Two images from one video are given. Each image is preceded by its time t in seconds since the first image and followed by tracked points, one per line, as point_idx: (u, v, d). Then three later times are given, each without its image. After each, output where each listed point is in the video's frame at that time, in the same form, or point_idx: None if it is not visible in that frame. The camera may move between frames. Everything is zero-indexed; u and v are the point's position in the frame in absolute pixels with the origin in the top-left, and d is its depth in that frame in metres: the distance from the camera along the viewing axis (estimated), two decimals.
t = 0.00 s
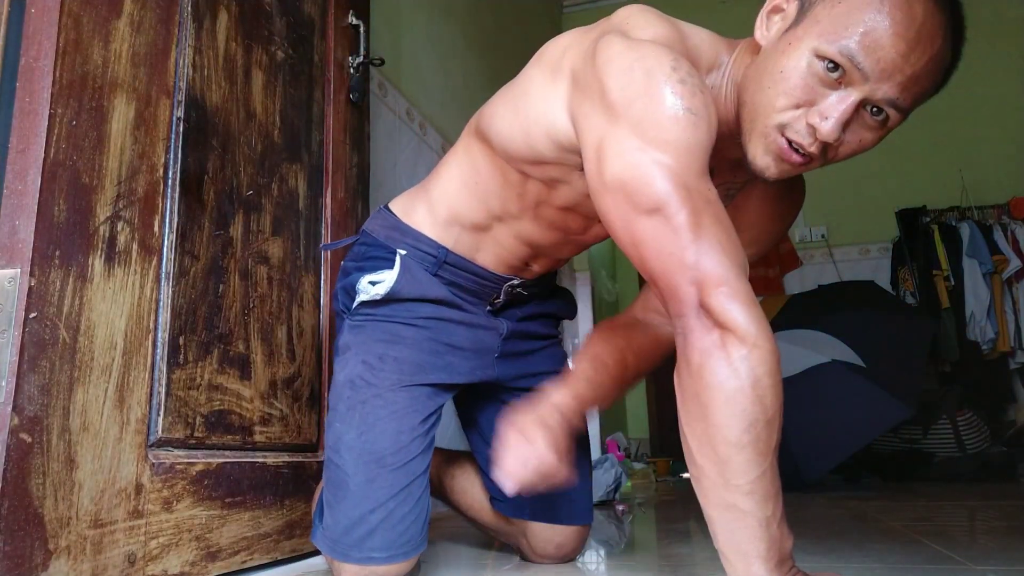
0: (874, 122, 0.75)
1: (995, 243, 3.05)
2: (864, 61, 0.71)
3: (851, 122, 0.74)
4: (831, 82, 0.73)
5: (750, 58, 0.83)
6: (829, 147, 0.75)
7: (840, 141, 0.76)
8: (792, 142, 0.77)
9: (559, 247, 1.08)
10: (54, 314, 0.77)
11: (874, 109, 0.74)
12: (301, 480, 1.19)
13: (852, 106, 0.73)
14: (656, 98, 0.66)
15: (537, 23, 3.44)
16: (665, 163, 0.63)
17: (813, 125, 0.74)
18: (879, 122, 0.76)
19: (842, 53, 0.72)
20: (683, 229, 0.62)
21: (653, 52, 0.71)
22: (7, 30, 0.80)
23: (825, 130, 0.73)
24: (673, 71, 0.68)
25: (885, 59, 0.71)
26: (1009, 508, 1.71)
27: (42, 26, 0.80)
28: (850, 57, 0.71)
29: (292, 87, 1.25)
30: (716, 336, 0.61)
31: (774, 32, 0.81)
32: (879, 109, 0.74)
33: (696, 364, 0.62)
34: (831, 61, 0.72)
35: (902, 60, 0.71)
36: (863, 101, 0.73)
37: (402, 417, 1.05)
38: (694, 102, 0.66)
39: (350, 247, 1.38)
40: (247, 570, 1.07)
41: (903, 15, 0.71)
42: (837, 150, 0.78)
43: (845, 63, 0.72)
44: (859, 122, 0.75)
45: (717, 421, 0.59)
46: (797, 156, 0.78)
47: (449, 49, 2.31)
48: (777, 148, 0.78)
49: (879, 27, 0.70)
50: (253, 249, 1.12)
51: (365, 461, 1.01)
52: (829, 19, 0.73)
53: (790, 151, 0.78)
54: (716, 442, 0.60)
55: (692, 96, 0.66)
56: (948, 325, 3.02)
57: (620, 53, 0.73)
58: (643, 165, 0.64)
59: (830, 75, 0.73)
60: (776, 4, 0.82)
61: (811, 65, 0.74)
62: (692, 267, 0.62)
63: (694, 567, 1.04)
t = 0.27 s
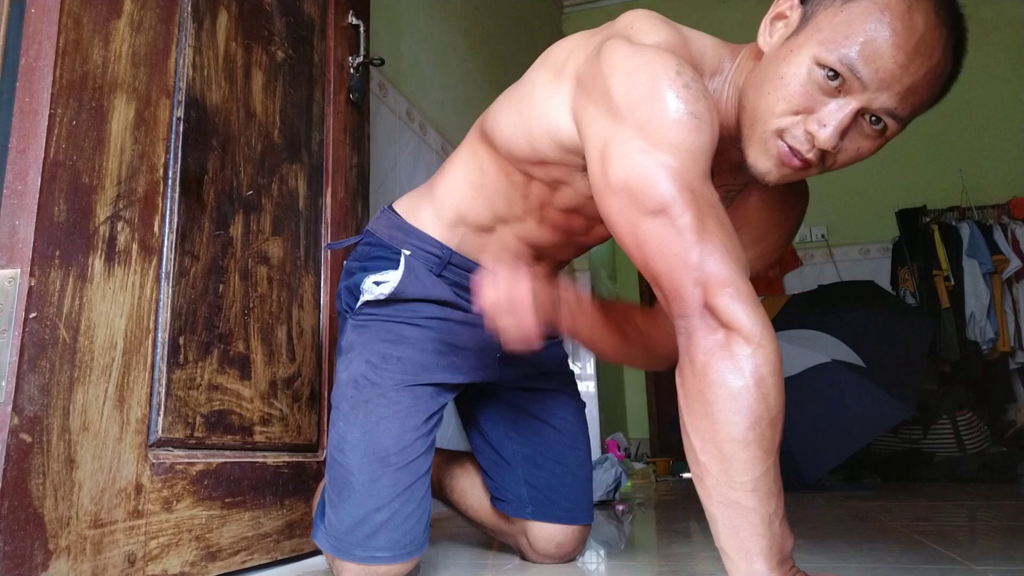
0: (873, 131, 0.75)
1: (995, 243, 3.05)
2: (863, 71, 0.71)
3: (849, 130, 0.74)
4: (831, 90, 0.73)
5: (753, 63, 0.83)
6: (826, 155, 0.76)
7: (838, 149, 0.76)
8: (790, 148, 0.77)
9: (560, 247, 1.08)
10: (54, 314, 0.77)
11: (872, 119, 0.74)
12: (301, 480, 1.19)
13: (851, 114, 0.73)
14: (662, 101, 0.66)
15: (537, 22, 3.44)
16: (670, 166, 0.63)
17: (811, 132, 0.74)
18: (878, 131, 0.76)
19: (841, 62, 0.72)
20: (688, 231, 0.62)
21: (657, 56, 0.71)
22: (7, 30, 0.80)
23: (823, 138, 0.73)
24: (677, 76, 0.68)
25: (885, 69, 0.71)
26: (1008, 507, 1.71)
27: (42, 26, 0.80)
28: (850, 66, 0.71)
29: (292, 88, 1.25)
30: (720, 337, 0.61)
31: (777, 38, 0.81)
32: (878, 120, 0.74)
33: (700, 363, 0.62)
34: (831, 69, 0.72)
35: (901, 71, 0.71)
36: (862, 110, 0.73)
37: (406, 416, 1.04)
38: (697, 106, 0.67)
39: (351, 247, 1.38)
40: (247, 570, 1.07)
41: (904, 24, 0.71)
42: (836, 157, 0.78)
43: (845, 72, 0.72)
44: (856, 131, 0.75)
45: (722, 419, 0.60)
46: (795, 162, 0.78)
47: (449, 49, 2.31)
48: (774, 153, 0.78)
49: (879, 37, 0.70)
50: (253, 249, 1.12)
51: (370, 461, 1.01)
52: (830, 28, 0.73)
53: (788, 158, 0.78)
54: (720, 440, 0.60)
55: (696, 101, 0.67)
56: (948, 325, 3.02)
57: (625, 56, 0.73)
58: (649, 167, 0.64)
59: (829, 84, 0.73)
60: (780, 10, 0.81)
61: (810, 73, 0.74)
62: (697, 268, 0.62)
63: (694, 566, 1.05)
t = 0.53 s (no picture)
0: (880, 133, 0.75)
1: (995, 243, 3.05)
2: (870, 71, 0.71)
3: (856, 132, 0.74)
4: (838, 91, 0.73)
5: (761, 62, 0.83)
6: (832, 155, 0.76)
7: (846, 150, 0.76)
8: (795, 148, 0.77)
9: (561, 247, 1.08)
10: (54, 314, 0.77)
11: (880, 121, 0.74)
12: (301, 480, 1.19)
13: (858, 115, 0.73)
14: (667, 100, 0.66)
15: (537, 22, 3.44)
16: (677, 165, 0.63)
17: (817, 133, 0.74)
18: (886, 133, 0.75)
19: (849, 63, 0.72)
20: (694, 231, 0.62)
21: (665, 56, 0.71)
22: (7, 30, 0.80)
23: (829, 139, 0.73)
24: (685, 75, 0.68)
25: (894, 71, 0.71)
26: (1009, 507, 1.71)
27: (42, 26, 0.80)
28: (858, 66, 0.71)
29: (292, 87, 1.25)
30: (725, 336, 0.61)
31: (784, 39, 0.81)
32: (886, 122, 0.74)
33: (705, 362, 0.62)
34: (839, 71, 0.72)
35: (909, 72, 0.71)
36: (869, 111, 0.73)
37: (408, 418, 1.04)
38: (705, 106, 0.67)
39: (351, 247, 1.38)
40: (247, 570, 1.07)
41: (912, 26, 0.70)
42: (843, 158, 0.78)
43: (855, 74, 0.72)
44: (863, 133, 0.75)
45: (725, 417, 0.60)
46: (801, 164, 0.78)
47: (449, 49, 2.31)
48: (779, 154, 0.78)
49: (887, 38, 0.70)
50: (253, 249, 1.12)
51: (373, 462, 1.01)
52: (838, 28, 0.73)
53: (792, 159, 0.78)
54: (724, 438, 0.60)
55: (702, 100, 0.66)
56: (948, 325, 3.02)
57: (632, 56, 0.73)
58: (654, 166, 0.64)
59: (837, 86, 0.73)
60: (788, 10, 0.81)
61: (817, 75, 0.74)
62: (702, 268, 0.62)
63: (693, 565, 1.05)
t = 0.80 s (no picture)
0: (878, 134, 0.75)
1: (995, 243, 3.05)
2: (870, 74, 0.71)
3: (854, 133, 0.74)
4: (838, 92, 0.73)
5: (764, 60, 0.83)
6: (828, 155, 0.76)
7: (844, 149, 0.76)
8: (794, 146, 0.78)
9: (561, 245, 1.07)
10: (54, 314, 0.77)
11: (879, 121, 0.73)
12: (301, 480, 1.19)
13: (856, 117, 0.73)
14: (670, 102, 0.66)
15: (537, 22, 3.44)
16: (679, 167, 0.63)
17: (816, 133, 0.75)
18: (884, 134, 0.75)
19: (849, 65, 0.71)
20: (696, 233, 0.62)
21: (666, 58, 0.71)
22: (7, 30, 0.80)
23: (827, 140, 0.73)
24: (686, 78, 0.68)
25: (893, 73, 0.70)
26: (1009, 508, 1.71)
27: (42, 26, 0.80)
28: (858, 69, 0.71)
29: (292, 88, 1.25)
30: (728, 337, 0.62)
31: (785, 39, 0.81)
32: (885, 123, 0.74)
33: (708, 363, 0.62)
34: (840, 72, 0.72)
35: (909, 74, 0.70)
36: (868, 113, 0.73)
37: (418, 417, 1.04)
38: (706, 109, 0.67)
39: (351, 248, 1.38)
40: (247, 570, 1.07)
41: (914, 28, 0.70)
42: (841, 158, 0.78)
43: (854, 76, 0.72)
44: (862, 134, 0.75)
45: (734, 416, 0.60)
46: (793, 160, 0.79)
47: (449, 49, 2.31)
48: (775, 154, 0.80)
49: (887, 41, 0.69)
50: (253, 249, 1.12)
51: (385, 461, 1.01)
52: (840, 29, 0.72)
53: (787, 158, 0.79)
54: (727, 437, 0.60)
55: (704, 103, 0.67)
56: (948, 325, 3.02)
57: (634, 58, 0.73)
58: (656, 168, 0.64)
59: (836, 86, 0.73)
60: (791, 10, 0.82)
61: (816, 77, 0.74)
62: (705, 270, 0.62)
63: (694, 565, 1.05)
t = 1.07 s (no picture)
0: (887, 135, 0.75)
1: (995, 243, 3.05)
2: (882, 75, 0.71)
3: (865, 133, 0.74)
4: (850, 92, 0.73)
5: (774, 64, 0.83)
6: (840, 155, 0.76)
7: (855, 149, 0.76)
8: (804, 145, 0.77)
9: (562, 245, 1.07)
10: (54, 314, 0.77)
11: (890, 121, 0.74)
12: (301, 480, 1.19)
13: (868, 117, 0.73)
14: (678, 99, 0.66)
15: (537, 23, 3.44)
16: (687, 165, 0.63)
17: (827, 132, 0.74)
18: (892, 135, 0.76)
19: (862, 65, 0.72)
20: (703, 231, 0.62)
21: (677, 55, 0.71)
22: (7, 30, 0.80)
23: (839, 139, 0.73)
24: (696, 75, 0.68)
25: (904, 73, 0.71)
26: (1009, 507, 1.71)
27: (42, 26, 0.80)
28: (870, 69, 0.71)
29: (292, 88, 1.25)
30: (735, 335, 0.61)
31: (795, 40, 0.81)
32: (894, 123, 0.74)
33: (714, 362, 0.62)
34: (851, 71, 0.72)
35: (919, 75, 0.71)
36: (879, 113, 0.73)
37: (413, 417, 1.04)
38: (715, 106, 0.67)
39: (351, 248, 1.38)
40: (247, 570, 1.07)
41: (925, 31, 0.71)
42: (851, 158, 0.78)
43: (867, 75, 0.72)
44: (872, 134, 0.75)
45: (738, 416, 0.59)
46: (806, 161, 0.78)
47: (449, 49, 2.31)
48: (787, 153, 0.79)
49: (898, 43, 0.70)
50: (253, 249, 1.11)
51: (379, 461, 1.01)
52: (853, 30, 0.72)
53: (799, 157, 0.78)
54: (732, 436, 0.60)
55: (712, 99, 0.67)
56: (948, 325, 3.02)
57: (643, 54, 0.73)
58: (665, 164, 0.64)
59: (848, 87, 0.73)
60: (801, 13, 0.81)
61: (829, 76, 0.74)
62: (712, 268, 0.62)
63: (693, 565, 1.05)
